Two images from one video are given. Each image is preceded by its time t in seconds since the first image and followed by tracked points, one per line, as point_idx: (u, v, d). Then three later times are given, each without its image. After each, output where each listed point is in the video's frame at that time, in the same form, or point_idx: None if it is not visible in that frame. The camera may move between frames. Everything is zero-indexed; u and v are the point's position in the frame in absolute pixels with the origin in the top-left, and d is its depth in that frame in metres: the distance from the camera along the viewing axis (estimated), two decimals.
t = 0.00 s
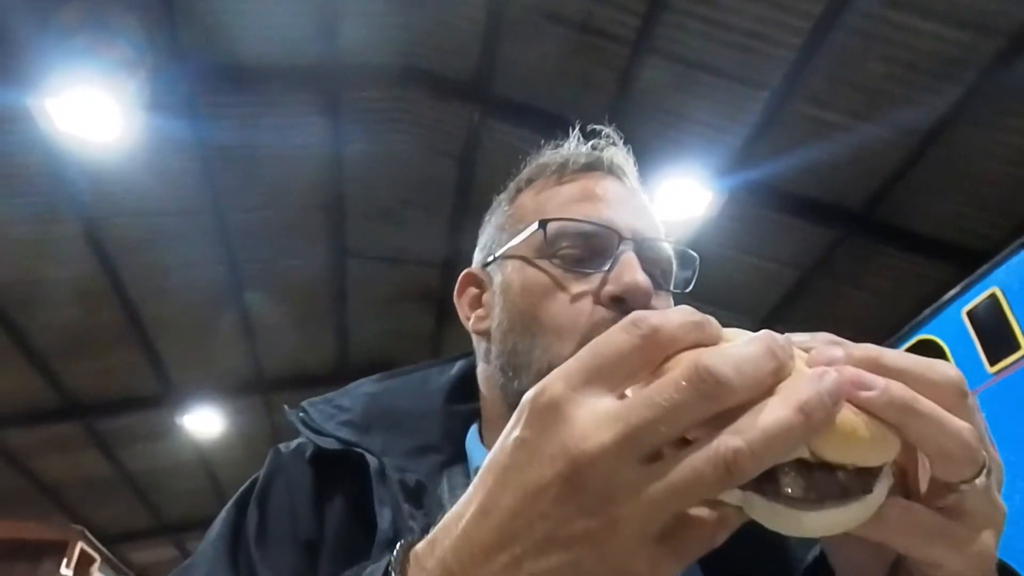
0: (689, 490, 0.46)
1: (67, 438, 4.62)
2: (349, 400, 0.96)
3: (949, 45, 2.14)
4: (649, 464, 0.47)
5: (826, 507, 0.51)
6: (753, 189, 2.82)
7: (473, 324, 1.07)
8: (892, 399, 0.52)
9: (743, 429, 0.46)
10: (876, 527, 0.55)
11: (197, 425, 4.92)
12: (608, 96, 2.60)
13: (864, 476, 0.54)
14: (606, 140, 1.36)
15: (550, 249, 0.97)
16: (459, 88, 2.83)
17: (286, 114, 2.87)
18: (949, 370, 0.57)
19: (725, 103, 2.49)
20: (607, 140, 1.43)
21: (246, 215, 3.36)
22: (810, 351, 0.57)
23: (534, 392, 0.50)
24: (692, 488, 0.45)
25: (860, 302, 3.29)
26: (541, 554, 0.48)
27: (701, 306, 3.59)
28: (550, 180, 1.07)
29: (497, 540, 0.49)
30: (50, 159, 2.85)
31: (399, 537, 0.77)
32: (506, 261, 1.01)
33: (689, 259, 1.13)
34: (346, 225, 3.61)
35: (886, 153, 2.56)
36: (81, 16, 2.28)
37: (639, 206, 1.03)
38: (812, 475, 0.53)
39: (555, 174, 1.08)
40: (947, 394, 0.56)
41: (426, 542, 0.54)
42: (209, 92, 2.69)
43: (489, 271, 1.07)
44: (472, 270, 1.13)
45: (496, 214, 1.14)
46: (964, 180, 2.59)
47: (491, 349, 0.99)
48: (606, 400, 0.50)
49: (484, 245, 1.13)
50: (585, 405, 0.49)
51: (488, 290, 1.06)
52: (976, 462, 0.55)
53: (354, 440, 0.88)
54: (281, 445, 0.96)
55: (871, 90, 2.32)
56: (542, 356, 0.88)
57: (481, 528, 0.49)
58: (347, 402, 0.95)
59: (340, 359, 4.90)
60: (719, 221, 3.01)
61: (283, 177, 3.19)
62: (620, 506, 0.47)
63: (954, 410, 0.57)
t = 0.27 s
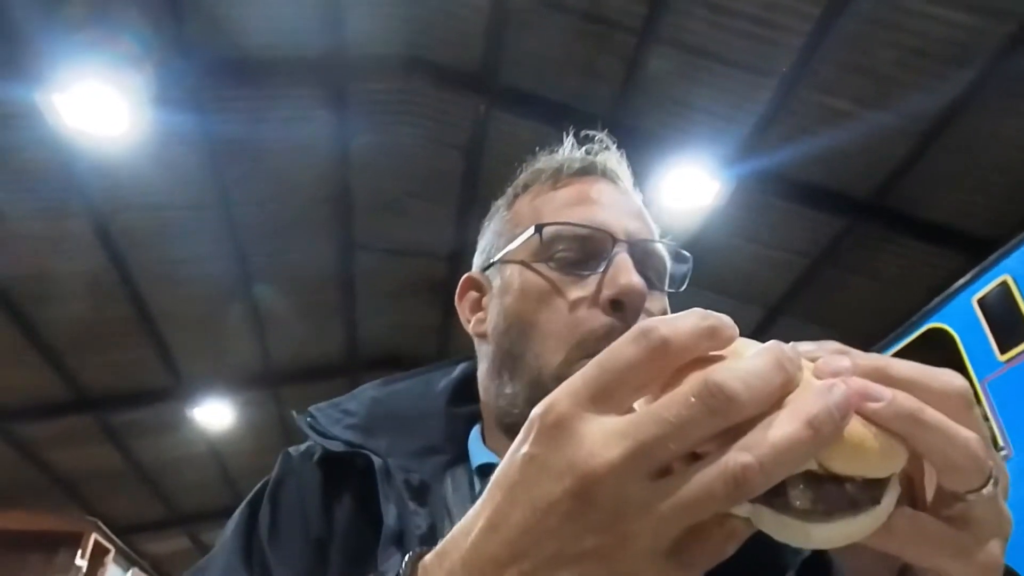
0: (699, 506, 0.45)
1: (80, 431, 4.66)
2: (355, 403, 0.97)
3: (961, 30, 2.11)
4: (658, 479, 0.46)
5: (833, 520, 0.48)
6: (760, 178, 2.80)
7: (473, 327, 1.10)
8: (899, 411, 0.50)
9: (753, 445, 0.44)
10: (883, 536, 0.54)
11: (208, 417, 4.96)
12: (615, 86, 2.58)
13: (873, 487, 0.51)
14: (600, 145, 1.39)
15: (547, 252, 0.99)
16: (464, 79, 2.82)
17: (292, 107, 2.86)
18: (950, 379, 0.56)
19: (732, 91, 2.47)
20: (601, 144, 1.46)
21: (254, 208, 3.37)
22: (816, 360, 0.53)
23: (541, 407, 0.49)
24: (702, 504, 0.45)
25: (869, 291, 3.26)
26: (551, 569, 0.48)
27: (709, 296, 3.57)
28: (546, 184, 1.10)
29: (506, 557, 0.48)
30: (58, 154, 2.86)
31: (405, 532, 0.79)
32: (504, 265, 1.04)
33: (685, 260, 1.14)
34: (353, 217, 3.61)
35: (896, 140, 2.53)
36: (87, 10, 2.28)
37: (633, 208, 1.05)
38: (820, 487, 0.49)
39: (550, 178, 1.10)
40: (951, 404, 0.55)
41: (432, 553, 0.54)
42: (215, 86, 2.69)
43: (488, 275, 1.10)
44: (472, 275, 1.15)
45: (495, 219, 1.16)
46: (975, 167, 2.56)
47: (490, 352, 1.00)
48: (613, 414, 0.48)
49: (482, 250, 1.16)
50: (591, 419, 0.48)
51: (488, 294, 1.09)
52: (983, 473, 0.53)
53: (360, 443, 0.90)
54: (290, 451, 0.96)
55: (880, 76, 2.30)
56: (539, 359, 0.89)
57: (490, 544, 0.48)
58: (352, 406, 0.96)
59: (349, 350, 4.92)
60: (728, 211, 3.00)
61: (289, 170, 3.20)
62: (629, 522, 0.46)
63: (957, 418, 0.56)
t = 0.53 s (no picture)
0: (705, 515, 0.45)
1: (96, 423, 4.71)
2: (360, 406, 0.98)
3: (975, 12, 2.08)
4: (664, 488, 0.47)
5: (838, 527, 0.49)
6: (771, 165, 2.77)
7: (472, 330, 1.18)
8: (903, 419, 0.50)
9: (757, 455, 0.44)
10: (887, 545, 0.55)
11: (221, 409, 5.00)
12: (624, 74, 2.56)
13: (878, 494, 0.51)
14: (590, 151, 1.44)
15: (541, 257, 1.05)
16: (473, 69, 2.81)
17: (301, 99, 2.87)
18: (956, 389, 0.54)
19: (742, 77, 2.45)
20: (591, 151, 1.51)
21: (264, 201, 3.38)
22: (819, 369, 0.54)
23: (550, 418, 0.49)
24: (708, 514, 0.45)
25: (881, 279, 3.23)
26: None
27: (720, 285, 3.56)
28: (538, 192, 1.16)
29: (517, 566, 0.48)
30: (70, 149, 2.87)
31: (410, 525, 0.81)
32: (500, 270, 1.10)
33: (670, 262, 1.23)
34: (363, 209, 3.62)
35: (908, 124, 2.50)
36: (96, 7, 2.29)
37: (621, 214, 1.11)
38: (824, 494, 0.49)
39: (542, 185, 1.16)
40: (959, 414, 0.54)
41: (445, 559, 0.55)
42: (225, 80, 2.69)
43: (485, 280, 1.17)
44: (470, 279, 1.22)
45: (490, 225, 1.22)
46: (990, 152, 2.53)
47: (488, 351, 1.07)
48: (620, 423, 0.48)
49: (479, 255, 1.22)
50: (597, 431, 0.48)
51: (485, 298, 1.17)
52: (985, 480, 0.54)
53: (367, 442, 0.91)
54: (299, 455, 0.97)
55: (893, 60, 2.27)
56: (532, 354, 0.96)
57: (500, 553, 0.49)
58: (359, 409, 0.97)
59: (360, 342, 4.95)
60: (738, 198, 2.98)
61: (299, 162, 3.21)
62: (637, 528, 0.47)
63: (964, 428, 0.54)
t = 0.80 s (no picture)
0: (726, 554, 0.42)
1: (112, 418, 4.76)
2: (364, 410, 1.02)
3: None
4: (681, 527, 0.43)
5: (858, 562, 0.45)
6: (782, 154, 2.75)
7: (473, 332, 1.20)
8: (927, 450, 0.48)
9: (778, 492, 0.40)
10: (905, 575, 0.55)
11: (234, 403, 5.05)
12: (632, 65, 2.54)
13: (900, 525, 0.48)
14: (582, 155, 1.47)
15: (538, 259, 1.07)
16: (479, 62, 2.79)
17: (308, 94, 2.86)
18: (984, 417, 0.53)
19: (751, 66, 2.42)
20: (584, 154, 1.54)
21: (273, 197, 3.39)
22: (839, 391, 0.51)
23: (558, 451, 0.45)
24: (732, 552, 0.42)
25: (895, 268, 3.20)
26: None
27: (731, 276, 3.54)
28: (534, 194, 1.18)
29: None
30: (81, 147, 2.89)
31: (415, 525, 0.85)
32: (498, 273, 1.12)
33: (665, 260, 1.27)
34: (372, 203, 3.62)
35: (921, 112, 2.47)
36: (104, 5, 2.30)
37: (617, 215, 1.14)
38: (852, 529, 0.45)
39: (538, 188, 1.18)
40: (983, 444, 0.53)
41: None
42: (232, 76, 2.69)
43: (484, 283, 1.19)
44: (469, 283, 1.25)
45: (489, 229, 1.24)
46: (1004, 139, 2.50)
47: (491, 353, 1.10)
48: (632, 457, 0.44)
49: (478, 259, 1.24)
50: (609, 467, 0.44)
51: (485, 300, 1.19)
52: (1008, 512, 0.53)
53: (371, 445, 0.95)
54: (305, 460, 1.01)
55: (905, 47, 2.24)
56: (532, 358, 0.98)
57: None
58: (364, 412, 1.01)
59: (371, 335, 4.96)
60: (748, 189, 2.96)
61: (307, 157, 3.21)
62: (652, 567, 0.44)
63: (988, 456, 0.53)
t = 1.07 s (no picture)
0: None
1: (125, 416, 4.80)
2: (368, 411, 1.04)
3: None
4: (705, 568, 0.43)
5: None
6: (791, 147, 2.72)
7: (475, 331, 1.21)
8: (946, 469, 0.46)
9: (806, 533, 0.40)
10: None
11: (246, 401, 5.08)
12: (639, 60, 2.53)
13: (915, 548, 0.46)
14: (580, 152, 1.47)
15: (536, 255, 1.08)
16: (485, 57, 2.78)
17: (316, 92, 2.86)
18: (1006, 432, 0.51)
19: (760, 59, 2.40)
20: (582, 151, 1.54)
21: (282, 195, 3.40)
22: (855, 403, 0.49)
23: (576, 490, 0.45)
24: None
25: (906, 261, 3.17)
26: None
27: (740, 271, 3.52)
28: (532, 192, 1.19)
29: None
30: (91, 148, 2.91)
31: (420, 526, 0.86)
32: (497, 270, 1.13)
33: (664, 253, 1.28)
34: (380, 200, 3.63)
35: (932, 103, 2.44)
36: (113, 6, 2.31)
37: (614, 211, 1.14)
38: (870, 560, 0.44)
39: (535, 185, 1.19)
40: (1004, 458, 0.51)
41: None
42: (239, 75, 2.70)
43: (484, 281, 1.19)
44: (470, 281, 1.25)
45: (489, 227, 1.25)
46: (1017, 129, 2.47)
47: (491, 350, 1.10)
48: (654, 497, 0.44)
49: (477, 257, 1.25)
50: (630, 511, 0.44)
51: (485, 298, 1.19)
52: None
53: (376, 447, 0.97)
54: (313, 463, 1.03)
55: (915, 38, 2.22)
56: (528, 358, 0.98)
57: None
58: (368, 415, 1.03)
59: (380, 332, 4.98)
60: (757, 183, 2.95)
61: (315, 155, 3.21)
62: None
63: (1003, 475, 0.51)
